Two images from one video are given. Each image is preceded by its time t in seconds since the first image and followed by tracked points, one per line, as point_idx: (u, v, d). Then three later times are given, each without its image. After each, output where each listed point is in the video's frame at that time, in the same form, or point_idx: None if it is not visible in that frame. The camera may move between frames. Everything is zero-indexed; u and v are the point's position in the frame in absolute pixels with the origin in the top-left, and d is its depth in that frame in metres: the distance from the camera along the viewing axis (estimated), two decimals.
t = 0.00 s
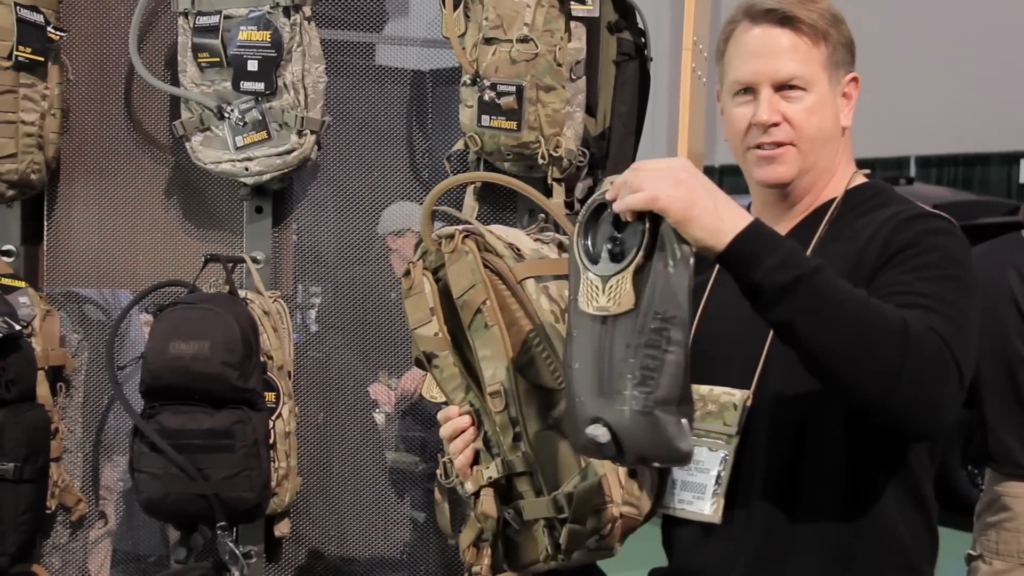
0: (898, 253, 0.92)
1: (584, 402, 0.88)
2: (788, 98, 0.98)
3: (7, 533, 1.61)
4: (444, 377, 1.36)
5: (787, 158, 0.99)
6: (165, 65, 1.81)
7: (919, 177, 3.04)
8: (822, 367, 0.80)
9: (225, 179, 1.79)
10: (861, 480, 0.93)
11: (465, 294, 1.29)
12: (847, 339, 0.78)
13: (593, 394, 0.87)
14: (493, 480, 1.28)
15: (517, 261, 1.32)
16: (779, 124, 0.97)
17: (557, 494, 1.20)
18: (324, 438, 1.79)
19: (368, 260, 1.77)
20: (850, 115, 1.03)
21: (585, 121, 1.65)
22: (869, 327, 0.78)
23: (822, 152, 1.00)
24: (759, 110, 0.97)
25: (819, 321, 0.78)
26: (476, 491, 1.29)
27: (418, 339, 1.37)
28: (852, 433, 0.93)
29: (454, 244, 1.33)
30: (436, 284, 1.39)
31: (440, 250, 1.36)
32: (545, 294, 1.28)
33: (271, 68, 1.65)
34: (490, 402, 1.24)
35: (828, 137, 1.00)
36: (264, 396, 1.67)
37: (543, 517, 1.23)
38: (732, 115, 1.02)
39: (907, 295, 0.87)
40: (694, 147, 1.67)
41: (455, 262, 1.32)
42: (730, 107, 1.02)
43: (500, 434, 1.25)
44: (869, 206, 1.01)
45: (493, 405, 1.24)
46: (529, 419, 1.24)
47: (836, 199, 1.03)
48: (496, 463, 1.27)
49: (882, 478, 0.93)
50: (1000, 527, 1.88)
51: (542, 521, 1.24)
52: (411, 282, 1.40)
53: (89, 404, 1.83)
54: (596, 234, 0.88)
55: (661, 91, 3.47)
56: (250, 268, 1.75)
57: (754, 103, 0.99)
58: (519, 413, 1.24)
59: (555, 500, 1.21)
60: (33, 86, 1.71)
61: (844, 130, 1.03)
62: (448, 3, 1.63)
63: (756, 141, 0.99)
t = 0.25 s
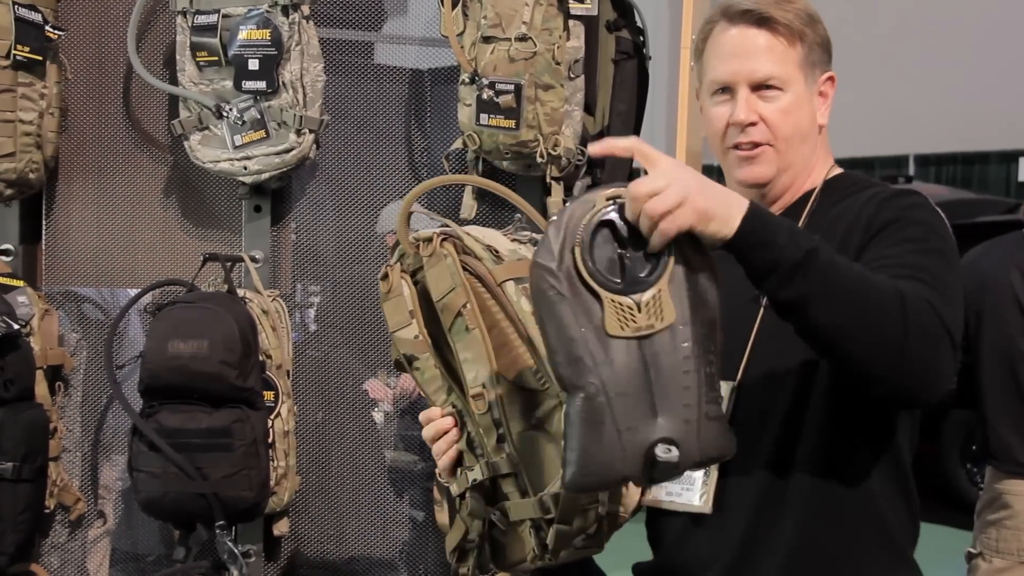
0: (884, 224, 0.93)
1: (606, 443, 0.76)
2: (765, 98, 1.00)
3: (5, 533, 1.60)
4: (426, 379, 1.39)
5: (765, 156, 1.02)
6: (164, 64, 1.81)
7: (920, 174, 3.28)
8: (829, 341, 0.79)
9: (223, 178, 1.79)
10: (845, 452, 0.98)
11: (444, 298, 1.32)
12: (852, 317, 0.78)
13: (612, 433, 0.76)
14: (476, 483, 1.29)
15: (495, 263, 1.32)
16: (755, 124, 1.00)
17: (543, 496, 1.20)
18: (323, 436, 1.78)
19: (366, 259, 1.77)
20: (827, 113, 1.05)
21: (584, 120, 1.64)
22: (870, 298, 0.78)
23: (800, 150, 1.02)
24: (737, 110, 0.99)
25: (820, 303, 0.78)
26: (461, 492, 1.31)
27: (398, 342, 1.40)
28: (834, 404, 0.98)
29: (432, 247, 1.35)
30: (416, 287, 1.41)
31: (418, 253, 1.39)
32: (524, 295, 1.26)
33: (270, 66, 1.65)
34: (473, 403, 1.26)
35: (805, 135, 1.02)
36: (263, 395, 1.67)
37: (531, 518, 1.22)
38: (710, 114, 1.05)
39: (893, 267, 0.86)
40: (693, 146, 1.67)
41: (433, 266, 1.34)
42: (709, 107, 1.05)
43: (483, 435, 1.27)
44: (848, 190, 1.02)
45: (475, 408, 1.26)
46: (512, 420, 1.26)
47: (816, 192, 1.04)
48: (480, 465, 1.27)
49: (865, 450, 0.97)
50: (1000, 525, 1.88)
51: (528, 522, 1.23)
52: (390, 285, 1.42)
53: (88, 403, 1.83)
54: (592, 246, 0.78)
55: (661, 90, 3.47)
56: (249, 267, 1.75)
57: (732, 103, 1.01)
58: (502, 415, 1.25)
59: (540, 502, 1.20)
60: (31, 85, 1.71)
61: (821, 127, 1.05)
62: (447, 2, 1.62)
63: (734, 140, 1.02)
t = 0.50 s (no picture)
0: (864, 234, 0.94)
1: (643, 453, 0.78)
2: (759, 92, 0.99)
3: (4, 532, 1.60)
4: (419, 380, 1.36)
5: (756, 150, 1.01)
6: (163, 63, 1.81)
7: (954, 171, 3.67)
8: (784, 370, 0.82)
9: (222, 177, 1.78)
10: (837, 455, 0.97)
11: (440, 296, 1.32)
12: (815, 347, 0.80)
13: (651, 444, 0.78)
14: (476, 479, 1.27)
15: (492, 260, 1.36)
16: (749, 118, 0.99)
17: (546, 489, 1.22)
18: (322, 435, 1.78)
19: (365, 258, 1.77)
20: (819, 110, 1.05)
21: (584, 119, 1.64)
22: (836, 328, 0.80)
23: (792, 145, 1.02)
24: (732, 103, 0.99)
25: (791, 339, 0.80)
26: (459, 490, 1.29)
27: (391, 341, 1.37)
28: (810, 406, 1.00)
29: (428, 245, 1.35)
30: (409, 287, 1.41)
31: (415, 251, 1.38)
32: (523, 291, 1.32)
33: (270, 65, 1.65)
34: (471, 401, 1.27)
35: (798, 131, 1.02)
36: (263, 394, 1.68)
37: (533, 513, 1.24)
38: (706, 109, 1.05)
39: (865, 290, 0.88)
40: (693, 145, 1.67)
41: (429, 264, 1.34)
42: (704, 101, 1.05)
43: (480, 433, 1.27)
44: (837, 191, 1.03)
45: (473, 405, 1.26)
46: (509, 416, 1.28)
47: (807, 187, 1.05)
48: (480, 461, 1.26)
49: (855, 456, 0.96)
50: (1001, 525, 1.90)
51: (528, 517, 1.25)
52: (382, 286, 1.41)
53: (87, 402, 1.83)
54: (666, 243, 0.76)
55: (660, 89, 3.47)
56: (248, 266, 1.74)
57: (727, 97, 1.01)
58: (500, 412, 1.25)
59: (543, 495, 1.23)
60: (30, 84, 1.71)
61: (813, 125, 1.05)
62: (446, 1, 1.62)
63: (728, 134, 1.01)
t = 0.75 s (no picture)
0: (840, 245, 0.97)
1: (721, 427, 0.80)
2: (760, 85, 0.99)
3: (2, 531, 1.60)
4: (411, 381, 1.35)
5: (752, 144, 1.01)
6: (160, 61, 1.81)
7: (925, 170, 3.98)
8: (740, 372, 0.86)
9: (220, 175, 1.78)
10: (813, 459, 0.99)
11: (436, 295, 1.32)
12: (772, 365, 0.84)
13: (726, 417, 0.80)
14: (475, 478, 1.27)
15: (487, 259, 1.36)
16: (749, 109, 0.99)
17: (547, 487, 1.24)
18: (320, 433, 1.78)
19: (363, 257, 1.77)
20: (815, 111, 1.06)
21: (582, 117, 1.64)
22: (793, 337, 0.84)
23: (788, 141, 1.03)
24: (732, 93, 0.99)
25: (753, 352, 0.83)
26: (458, 490, 1.28)
27: (382, 342, 1.37)
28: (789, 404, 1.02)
29: (421, 245, 1.36)
30: (400, 286, 1.40)
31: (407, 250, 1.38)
32: (518, 290, 1.32)
33: (267, 63, 1.65)
34: (467, 400, 1.27)
35: (796, 127, 1.02)
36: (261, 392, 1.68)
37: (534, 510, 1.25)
38: (705, 99, 1.03)
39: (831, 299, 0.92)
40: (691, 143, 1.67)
41: (423, 264, 1.34)
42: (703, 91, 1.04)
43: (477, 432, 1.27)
44: (823, 197, 1.05)
45: (471, 404, 1.26)
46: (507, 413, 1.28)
47: (797, 194, 1.06)
48: (478, 460, 1.27)
49: (831, 458, 0.99)
50: (1000, 524, 1.90)
51: (528, 514, 1.26)
52: (372, 286, 1.40)
53: (85, 400, 1.82)
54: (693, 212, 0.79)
55: (658, 87, 3.47)
56: (246, 264, 1.73)
57: (728, 87, 1.01)
58: (498, 411, 1.26)
59: (543, 493, 1.24)
60: (28, 82, 1.71)
61: (809, 125, 1.06)
62: None
63: (725, 125, 1.01)
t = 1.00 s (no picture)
0: (841, 246, 0.95)
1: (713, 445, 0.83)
2: (759, 95, 0.98)
3: None
4: (405, 381, 1.35)
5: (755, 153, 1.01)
6: (159, 60, 1.81)
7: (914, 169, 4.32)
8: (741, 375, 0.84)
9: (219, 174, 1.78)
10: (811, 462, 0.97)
11: (428, 295, 1.33)
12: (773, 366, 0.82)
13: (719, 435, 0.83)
14: (469, 477, 1.27)
15: (478, 259, 1.36)
16: (749, 121, 0.98)
17: (540, 485, 1.24)
18: (319, 431, 1.78)
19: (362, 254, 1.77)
20: (815, 114, 1.05)
21: (580, 116, 1.64)
22: (799, 338, 0.82)
23: (788, 146, 1.02)
24: (731, 106, 0.98)
25: (760, 355, 0.81)
26: (452, 489, 1.29)
27: (376, 342, 1.37)
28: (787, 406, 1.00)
29: (413, 245, 1.36)
30: (393, 287, 1.40)
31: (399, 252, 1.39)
32: (510, 289, 1.31)
33: (266, 62, 1.65)
34: (460, 400, 1.27)
35: (796, 133, 1.01)
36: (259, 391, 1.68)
37: (527, 508, 1.25)
38: (703, 106, 1.02)
39: (832, 300, 0.90)
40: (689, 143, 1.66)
41: (415, 265, 1.35)
42: (701, 100, 1.03)
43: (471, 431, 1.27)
44: (824, 197, 1.04)
45: (463, 404, 1.27)
46: (499, 412, 1.29)
47: (796, 192, 1.05)
48: (471, 460, 1.27)
49: (831, 460, 0.97)
50: (997, 522, 1.89)
51: (522, 513, 1.26)
52: (367, 287, 1.40)
53: (84, 399, 1.82)
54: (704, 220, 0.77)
55: (657, 85, 3.47)
56: (245, 263, 1.73)
57: (726, 98, 0.99)
58: (491, 410, 1.26)
59: (536, 492, 1.24)
60: (26, 81, 1.71)
61: (809, 128, 1.05)
62: None
63: (725, 135, 0.99)
